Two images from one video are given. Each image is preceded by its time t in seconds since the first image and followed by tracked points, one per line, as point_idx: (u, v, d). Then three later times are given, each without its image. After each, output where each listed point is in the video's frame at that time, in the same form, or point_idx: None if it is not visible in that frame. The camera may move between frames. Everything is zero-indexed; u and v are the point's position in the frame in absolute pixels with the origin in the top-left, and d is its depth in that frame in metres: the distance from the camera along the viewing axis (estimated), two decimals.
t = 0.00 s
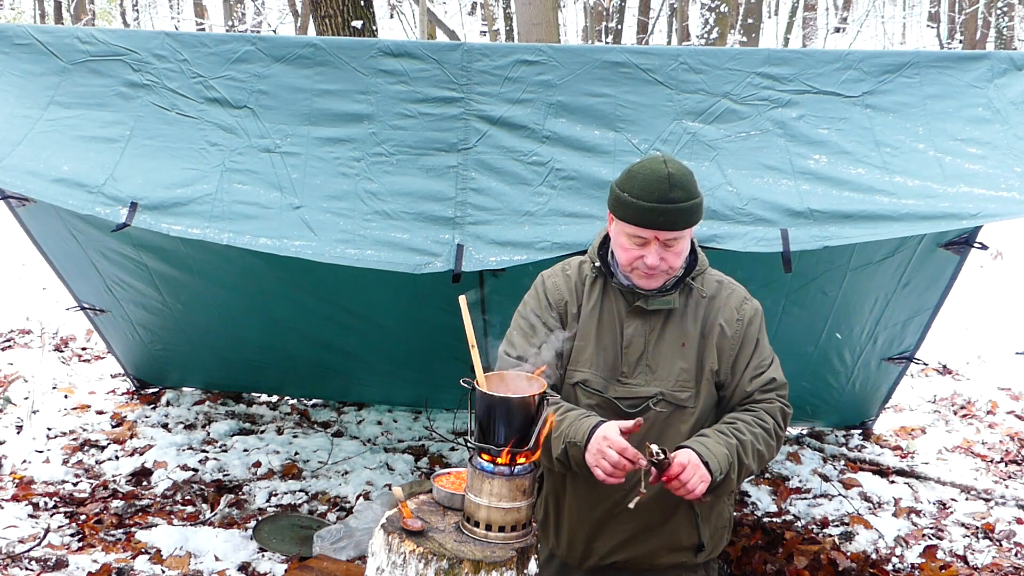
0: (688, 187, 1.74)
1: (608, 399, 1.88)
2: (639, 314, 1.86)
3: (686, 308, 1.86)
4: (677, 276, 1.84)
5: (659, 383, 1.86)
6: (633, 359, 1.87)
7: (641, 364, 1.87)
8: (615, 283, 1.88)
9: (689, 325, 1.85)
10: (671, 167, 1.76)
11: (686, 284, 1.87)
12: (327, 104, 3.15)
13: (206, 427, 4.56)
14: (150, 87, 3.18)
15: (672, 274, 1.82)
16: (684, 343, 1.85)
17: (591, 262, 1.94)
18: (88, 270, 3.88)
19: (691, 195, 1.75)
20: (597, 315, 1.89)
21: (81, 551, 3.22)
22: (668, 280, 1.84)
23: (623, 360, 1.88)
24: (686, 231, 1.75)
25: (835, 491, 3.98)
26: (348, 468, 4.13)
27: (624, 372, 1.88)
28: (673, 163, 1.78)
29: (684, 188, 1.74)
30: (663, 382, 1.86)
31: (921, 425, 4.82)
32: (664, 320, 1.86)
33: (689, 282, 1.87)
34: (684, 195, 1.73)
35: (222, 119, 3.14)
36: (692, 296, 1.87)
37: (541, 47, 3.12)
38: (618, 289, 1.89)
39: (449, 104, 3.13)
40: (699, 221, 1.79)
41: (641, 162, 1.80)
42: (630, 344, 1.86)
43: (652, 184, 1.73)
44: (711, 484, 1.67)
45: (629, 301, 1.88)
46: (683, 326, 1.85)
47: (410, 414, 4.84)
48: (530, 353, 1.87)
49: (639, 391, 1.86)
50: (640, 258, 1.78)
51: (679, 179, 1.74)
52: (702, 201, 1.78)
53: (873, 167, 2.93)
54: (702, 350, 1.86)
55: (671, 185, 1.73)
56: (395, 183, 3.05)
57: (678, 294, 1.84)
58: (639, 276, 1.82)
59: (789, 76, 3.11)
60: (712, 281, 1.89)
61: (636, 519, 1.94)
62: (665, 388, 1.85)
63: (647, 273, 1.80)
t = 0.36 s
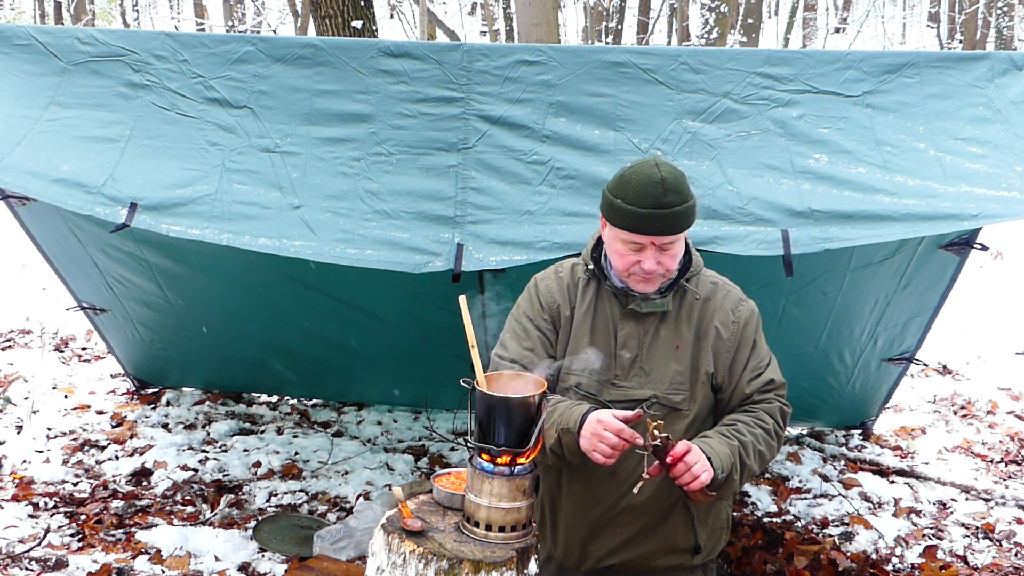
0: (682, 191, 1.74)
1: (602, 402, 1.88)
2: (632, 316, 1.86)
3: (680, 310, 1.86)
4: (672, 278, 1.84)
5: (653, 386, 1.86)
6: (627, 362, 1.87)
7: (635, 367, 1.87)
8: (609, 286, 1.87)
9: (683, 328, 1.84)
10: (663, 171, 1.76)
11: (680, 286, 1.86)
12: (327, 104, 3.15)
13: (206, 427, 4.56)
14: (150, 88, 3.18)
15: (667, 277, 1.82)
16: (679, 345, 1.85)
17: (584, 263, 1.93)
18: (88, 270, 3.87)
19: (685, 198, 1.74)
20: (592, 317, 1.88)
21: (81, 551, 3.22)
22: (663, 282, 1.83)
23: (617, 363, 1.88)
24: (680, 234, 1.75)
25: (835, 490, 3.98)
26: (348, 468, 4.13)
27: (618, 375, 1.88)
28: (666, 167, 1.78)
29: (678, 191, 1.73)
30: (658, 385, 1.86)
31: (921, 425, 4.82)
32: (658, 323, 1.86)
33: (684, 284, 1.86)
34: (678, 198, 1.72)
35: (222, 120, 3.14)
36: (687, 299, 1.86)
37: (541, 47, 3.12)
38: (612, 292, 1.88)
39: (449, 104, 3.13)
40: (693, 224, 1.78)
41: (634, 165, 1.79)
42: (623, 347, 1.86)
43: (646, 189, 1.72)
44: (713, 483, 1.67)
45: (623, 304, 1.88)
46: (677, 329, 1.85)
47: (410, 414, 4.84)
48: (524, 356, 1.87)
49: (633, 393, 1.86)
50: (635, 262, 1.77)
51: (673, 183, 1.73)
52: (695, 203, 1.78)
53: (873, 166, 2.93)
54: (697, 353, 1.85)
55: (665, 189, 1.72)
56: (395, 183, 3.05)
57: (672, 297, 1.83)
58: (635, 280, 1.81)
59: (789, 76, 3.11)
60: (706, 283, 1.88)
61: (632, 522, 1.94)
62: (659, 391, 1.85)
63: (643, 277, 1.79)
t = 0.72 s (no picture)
0: (675, 192, 1.73)
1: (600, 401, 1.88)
2: (629, 316, 1.86)
3: (676, 310, 1.86)
4: (667, 278, 1.83)
5: (650, 386, 1.86)
6: (623, 362, 1.87)
7: (632, 367, 1.87)
8: (605, 286, 1.87)
9: (679, 329, 1.84)
10: (657, 173, 1.75)
11: (677, 286, 1.86)
12: (327, 105, 3.15)
13: (206, 427, 4.56)
14: (151, 89, 3.18)
15: (663, 278, 1.81)
16: (675, 345, 1.85)
17: (581, 264, 1.93)
18: (89, 269, 3.87)
19: (680, 199, 1.74)
20: (588, 318, 1.88)
21: (81, 551, 3.22)
22: (659, 282, 1.83)
23: (614, 363, 1.88)
24: (675, 235, 1.74)
25: (835, 490, 3.98)
26: (348, 468, 4.13)
27: (615, 375, 1.88)
28: (659, 169, 1.78)
29: (672, 193, 1.73)
30: (656, 385, 1.86)
31: (921, 425, 4.82)
32: (654, 322, 1.86)
33: (680, 284, 1.86)
34: (672, 200, 1.72)
35: (222, 120, 3.14)
36: (683, 298, 1.86)
37: (541, 47, 3.12)
38: (608, 292, 1.88)
39: (449, 105, 3.13)
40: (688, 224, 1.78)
41: (628, 167, 1.79)
42: (620, 348, 1.87)
43: (640, 191, 1.72)
44: (714, 484, 1.68)
45: (619, 304, 1.88)
46: (674, 329, 1.85)
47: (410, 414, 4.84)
48: (522, 356, 1.87)
49: (630, 393, 1.86)
50: (631, 264, 1.77)
51: (666, 184, 1.73)
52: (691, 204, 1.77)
53: (873, 166, 2.93)
54: (694, 351, 1.85)
55: (659, 191, 1.72)
56: (396, 184, 3.05)
57: (667, 297, 1.83)
58: (630, 281, 1.81)
59: (789, 76, 3.11)
60: (703, 283, 1.88)
61: (631, 522, 1.94)
62: (656, 391, 1.85)
63: (638, 279, 1.79)
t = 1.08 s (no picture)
0: (675, 192, 1.73)
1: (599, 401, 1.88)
2: (629, 316, 1.86)
3: (676, 310, 1.86)
4: (667, 278, 1.83)
5: (650, 386, 1.86)
6: (623, 362, 1.87)
7: (632, 367, 1.87)
8: (605, 286, 1.87)
9: (679, 328, 1.84)
10: (656, 172, 1.75)
11: (677, 286, 1.86)
12: (327, 105, 3.15)
13: (206, 427, 4.56)
14: (151, 90, 3.18)
15: (662, 277, 1.81)
16: (675, 344, 1.85)
17: (581, 263, 1.93)
18: (90, 269, 3.87)
19: (679, 199, 1.73)
20: (588, 318, 1.88)
21: (81, 551, 3.22)
22: (659, 282, 1.83)
23: (613, 363, 1.88)
24: (675, 235, 1.74)
25: (835, 491, 3.98)
26: (348, 468, 4.13)
27: (615, 375, 1.88)
28: (659, 168, 1.77)
29: (671, 192, 1.72)
30: (656, 385, 1.86)
31: (921, 425, 4.82)
32: (654, 322, 1.86)
33: (680, 284, 1.86)
34: (671, 199, 1.72)
35: (223, 122, 3.14)
36: (683, 298, 1.86)
37: (541, 47, 3.12)
38: (608, 292, 1.88)
39: (449, 105, 3.13)
40: (688, 223, 1.77)
41: (627, 167, 1.79)
42: (619, 348, 1.87)
43: (639, 191, 1.71)
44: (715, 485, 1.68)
45: (619, 304, 1.88)
46: (674, 329, 1.85)
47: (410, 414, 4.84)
48: (521, 356, 1.87)
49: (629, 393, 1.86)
50: (630, 264, 1.77)
51: (665, 184, 1.72)
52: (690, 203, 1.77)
53: (873, 166, 2.93)
54: (694, 351, 1.85)
55: (658, 191, 1.71)
56: (396, 184, 3.05)
57: (667, 296, 1.83)
58: (630, 280, 1.81)
59: (789, 77, 3.11)
60: (703, 283, 1.88)
61: (631, 522, 1.94)
62: (656, 391, 1.85)
63: (638, 278, 1.79)
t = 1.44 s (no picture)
0: (675, 193, 1.73)
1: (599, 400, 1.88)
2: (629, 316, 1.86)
3: (677, 311, 1.86)
4: (667, 279, 1.84)
5: (650, 386, 1.86)
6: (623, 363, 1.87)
7: (632, 367, 1.87)
8: (605, 286, 1.87)
9: (679, 328, 1.84)
10: (656, 173, 1.75)
11: (677, 286, 1.86)
12: (327, 106, 3.15)
13: (206, 427, 4.56)
14: (151, 90, 3.18)
15: (662, 278, 1.81)
16: (675, 345, 1.85)
17: (581, 263, 1.93)
18: (90, 269, 3.87)
19: (679, 200, 1.73)
20: (588, 317, 1.89)
21: (81, 551, 3.22)
22: (658, 282, 1.83)
23: (613, 364, 1.88)
24: (675, 237, 1.74)
25: (835, 491, 3.98)
26: (348, 468, 4.13)
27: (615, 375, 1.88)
28: (658, 169, 1.77)
29: (671, 194, 1.72)
30: (656, 385, 1.86)
31: (921, 425, 4.82)
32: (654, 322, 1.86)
33: (680, 284, 1.86)
34: (671, 201, 1.72)
35: (223, 122, 3.14)
36: (683, 298, 1.86)
37: (541, 47, 3.12)
38: (608, 292, 1.88)
39: (449, 105, 3.13)
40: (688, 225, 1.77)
41: (627, 168, 1.79)
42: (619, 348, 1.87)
43: (639, 193, 1.71)
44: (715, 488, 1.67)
45: (619, 304, 1.88)
46: (674, 329, 1.85)
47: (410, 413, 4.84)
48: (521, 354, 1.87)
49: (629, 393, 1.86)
50: (630, 265, 1.77)
51: (665, 185, 1.72)
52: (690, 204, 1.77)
53: (873, 167, 2.93)
54: (694, 352, 1.86)
55: (658, 192, 1.71)
56: (396, 185, 3.05)
57: (667, 297, 1.83)
58: (630, 282, 1.81)
59: (789, 77, 3.11)
60: (703, 283, 1.88)
61: (631, 522, 1.94)
62: (656, 391, 1.85)
63: (637, 279, 1.79)
